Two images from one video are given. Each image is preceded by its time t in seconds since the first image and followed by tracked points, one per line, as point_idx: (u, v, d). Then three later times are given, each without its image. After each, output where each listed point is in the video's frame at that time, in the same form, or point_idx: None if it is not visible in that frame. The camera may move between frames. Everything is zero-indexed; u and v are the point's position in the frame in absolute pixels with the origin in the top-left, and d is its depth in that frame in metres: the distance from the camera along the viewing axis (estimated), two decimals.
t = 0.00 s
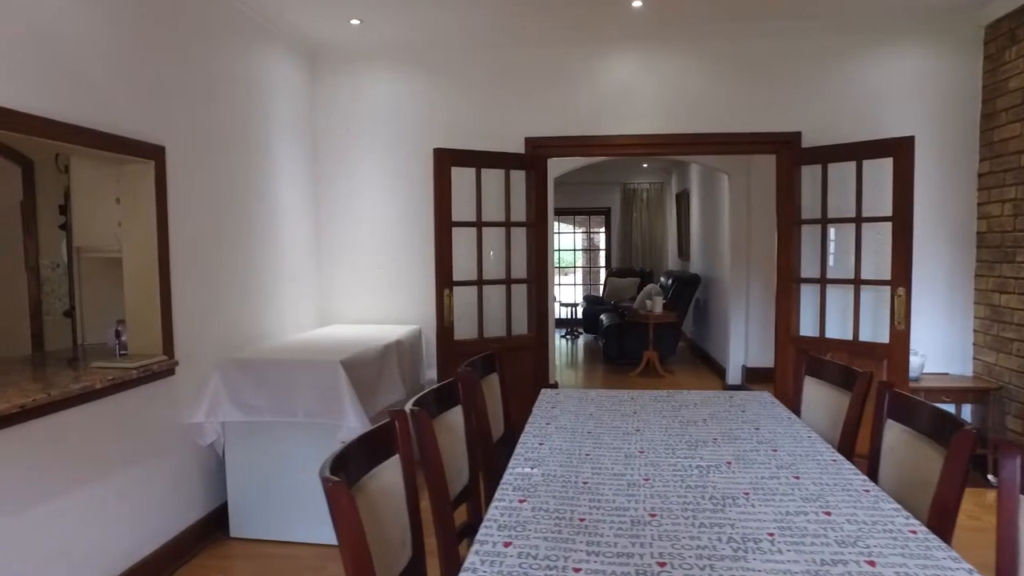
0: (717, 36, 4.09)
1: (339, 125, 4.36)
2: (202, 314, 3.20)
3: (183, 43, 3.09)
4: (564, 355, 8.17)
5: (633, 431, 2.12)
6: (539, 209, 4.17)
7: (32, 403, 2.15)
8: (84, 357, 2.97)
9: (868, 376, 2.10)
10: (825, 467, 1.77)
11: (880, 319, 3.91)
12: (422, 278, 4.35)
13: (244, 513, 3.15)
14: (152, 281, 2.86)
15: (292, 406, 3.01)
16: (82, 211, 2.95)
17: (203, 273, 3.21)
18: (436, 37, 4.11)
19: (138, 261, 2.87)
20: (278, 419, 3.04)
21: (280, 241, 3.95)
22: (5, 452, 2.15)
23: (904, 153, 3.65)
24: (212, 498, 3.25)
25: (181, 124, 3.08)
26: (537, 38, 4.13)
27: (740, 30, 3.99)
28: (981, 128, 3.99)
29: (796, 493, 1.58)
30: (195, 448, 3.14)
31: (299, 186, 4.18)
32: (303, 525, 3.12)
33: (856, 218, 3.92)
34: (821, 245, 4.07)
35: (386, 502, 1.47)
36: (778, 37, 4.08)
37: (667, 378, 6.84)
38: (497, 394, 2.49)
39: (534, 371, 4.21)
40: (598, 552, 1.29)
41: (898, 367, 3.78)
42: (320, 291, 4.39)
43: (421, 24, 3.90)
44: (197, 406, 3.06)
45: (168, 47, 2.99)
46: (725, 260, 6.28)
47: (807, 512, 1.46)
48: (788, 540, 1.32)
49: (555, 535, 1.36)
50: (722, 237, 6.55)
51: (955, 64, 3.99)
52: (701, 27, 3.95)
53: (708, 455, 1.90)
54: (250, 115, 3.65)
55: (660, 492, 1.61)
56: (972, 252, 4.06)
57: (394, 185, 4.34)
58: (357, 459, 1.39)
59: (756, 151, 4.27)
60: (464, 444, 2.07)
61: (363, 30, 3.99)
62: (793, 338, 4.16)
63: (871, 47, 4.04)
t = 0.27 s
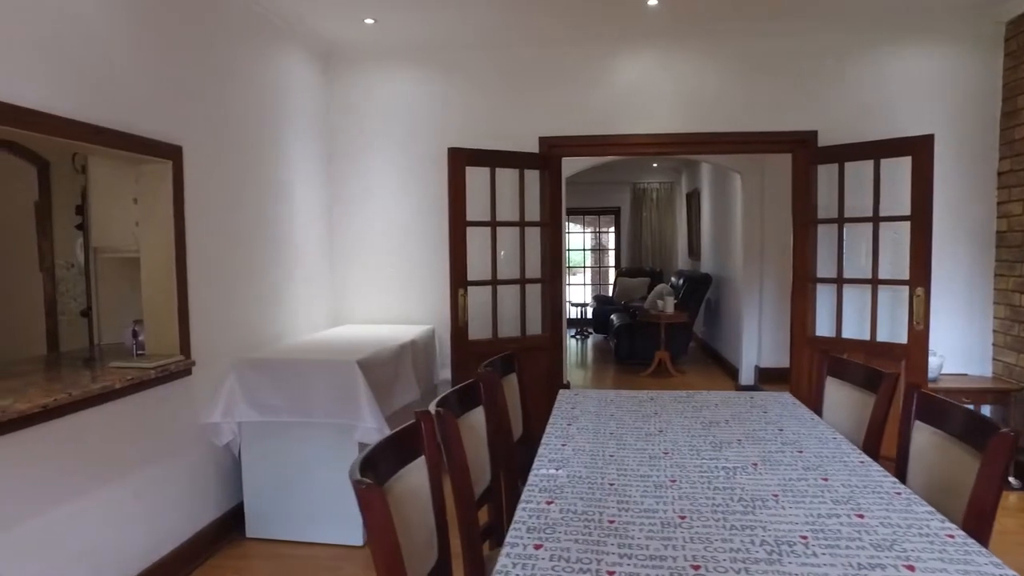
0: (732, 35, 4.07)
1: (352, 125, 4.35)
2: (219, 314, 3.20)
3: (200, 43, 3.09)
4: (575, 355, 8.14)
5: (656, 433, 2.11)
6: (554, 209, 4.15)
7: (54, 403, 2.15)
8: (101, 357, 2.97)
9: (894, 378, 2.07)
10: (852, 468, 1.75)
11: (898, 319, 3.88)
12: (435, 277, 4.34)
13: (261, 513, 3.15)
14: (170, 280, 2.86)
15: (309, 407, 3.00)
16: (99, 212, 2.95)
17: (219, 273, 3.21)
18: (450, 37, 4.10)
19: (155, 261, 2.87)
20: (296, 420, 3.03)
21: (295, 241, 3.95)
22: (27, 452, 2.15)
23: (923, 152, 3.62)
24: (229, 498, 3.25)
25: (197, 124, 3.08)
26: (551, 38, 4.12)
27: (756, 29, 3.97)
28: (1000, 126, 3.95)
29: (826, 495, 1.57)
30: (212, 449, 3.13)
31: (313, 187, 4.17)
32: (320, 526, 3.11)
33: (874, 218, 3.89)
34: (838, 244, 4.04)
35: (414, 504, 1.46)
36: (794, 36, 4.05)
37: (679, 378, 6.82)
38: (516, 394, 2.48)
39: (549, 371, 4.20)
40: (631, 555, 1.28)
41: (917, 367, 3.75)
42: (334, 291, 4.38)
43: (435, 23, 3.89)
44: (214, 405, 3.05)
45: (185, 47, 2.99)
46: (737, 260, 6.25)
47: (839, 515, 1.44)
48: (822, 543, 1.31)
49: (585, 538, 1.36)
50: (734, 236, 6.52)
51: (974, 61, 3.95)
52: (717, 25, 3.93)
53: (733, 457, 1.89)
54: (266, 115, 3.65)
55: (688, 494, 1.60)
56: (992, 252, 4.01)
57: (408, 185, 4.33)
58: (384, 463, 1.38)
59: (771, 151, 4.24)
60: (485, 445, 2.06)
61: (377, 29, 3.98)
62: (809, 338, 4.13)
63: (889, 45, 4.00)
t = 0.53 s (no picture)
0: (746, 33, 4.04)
1: (364, 124, 4.34)
2: (232, 314, 3.19)
3: (213, 43, 3.09)
4: (584, 355, 8.10)
5: (676, 435, 2.09)
6: (566, 209, 4.13)
7: (70, 403, 2.14)
8: (114, 358, 2.96)
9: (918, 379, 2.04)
10: (879, 471, 1.72)
11: (914, 319, 3.85)
12: (447, 277, 4.32)
13: (274, 514, 3.14)
14: (183, 280, 2.85)
15: (322, 407, 2.99)
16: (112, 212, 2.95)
17: (231, 273, 3.20)
18: (462, 36, 4.09)
19: (169, 261, 2.86)
20: (309, 420, 3.01)
21: (306, 241, 3.93)
22: (43, 453, 2.14)
23: (940, 151, 3.58)
24: (241, 499, 3.23)
25: (211, 124, 3.07)
26: (564, 36, 4.10)
27: (770, 28, 3.94)
28: (1017, 124, 3.91)
29: (854, 498, 1.54)
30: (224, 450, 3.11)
31: (325, 186, 4.16)
32: (334, 527, 3.09)
33: (889, 217, 3.85)
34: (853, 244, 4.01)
35: (437, 508, 1.44)
36: (809, 34, 4.02)
37: (689, 378, 6.79)
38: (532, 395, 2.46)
39: (561, 371, 4.18)
40: (659, 560, 1.26)
41: (934, 368, 3.72)
42: (345, 291, 4.37)
43: (447, 22, 3.87)
44: (227, 406, 3.04)
45: (199, 46, 2.98)
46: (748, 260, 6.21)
47: (870, 519, 1.41)
48: (854, 548, 1.28)
49: (612, 542, 1.34)
50: (745, 236, 6.49)
51: (991, 59, 3.92)
52: (731, 24, 3.90)
53: (756, 459, 1.86)
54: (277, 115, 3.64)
55: (713, 497, 1.57)
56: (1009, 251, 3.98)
57: (419, 184, 4.31)
58: (405, 466, 1.36)
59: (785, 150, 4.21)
60: (504, 447, 2.04)
61: (388, 29, 3.97)
62: (824, 338, 4.09)
63: (905, 43, 3.97)
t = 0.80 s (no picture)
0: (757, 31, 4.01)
1: (372, 123, 4.32)
2: (242, 314, 3.17)
3: (223, 41, 3.07)
4: (592, 355, 8.07)
5: (694, 437, 2.06)
6: (577, 208, 4.10)
7: (81, 404, 2.13)
8: (123, 357, 2.95)
9: (941, 380, 2.00)
10: (904, 472, 1.69)
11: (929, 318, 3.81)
12: (455, 277, 4.28)
13: (285, 515, 3.11)
14: (193, 280, 2.83)
15: (333, 408, 2.96)
16: (122, 211, 2.93)
17: (241, 272, 3.18)
18: (472, 34, 4.06)
19: (179, 261, 2.84)
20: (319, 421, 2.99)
21: (315, 240, 3.91)
22: (54, 454, 2.12)
23: (955, 148, 3.55)
24: (252, 500, 3.21)
25: (220, 123, 3.06)
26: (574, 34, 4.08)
27: (783, 25, 3.90)
28: None
29: (882, 500, 1.51)
30: (235, 451, 3.09)
31: (334, 186, 4.14)
32: (345, 528, 3.06)
33: (904, 216, 3.82)
34: (866, 242, 3.97)
35: (457, 511, 1.42)
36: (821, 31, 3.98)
37: (698, 378, 6.75)
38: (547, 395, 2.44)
39: (572, 371, 4.16)
40: (688, 564, 1.23)
41: (950, 368, 3.68)
42: (354, 291, 4.35)
43: (456, 21, 3.85)
44: (238, 406, 3.01)
45: (208, 45, 2.97)
46: (758, 259, 6.18)
47: (900, 522, 1.38)
48: (887, 553, 1.25)
49: (638, 545, 1.31)
50: (754, 235, 6.45)
51: (1005, 56, 3.88)
52: (742, 21, 3.87)
53: (777, 460, 1.84)
54: (287, 114, 3.62)
55: (738, 500, 1.55)
56: None
57: (428, 182, 4.28)
58: (425, 468, 1.33)
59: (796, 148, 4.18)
60: (520, 448, 2.02)
61: (398, 27, 3.95)
62: (836, 338, 4.05)
63: (918, 40, 3.93)
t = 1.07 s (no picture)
0: (770, 28, 3.97)
1: (381, 122, 4.29)
2: (252, 314, 3.14)
3: (233, 38, 3.04)
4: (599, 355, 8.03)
5: (716, 439, 2.03)
6: (588, 207, 4.07)
7: (93, 404, 2.10)
8: (133, 357, 2.92)
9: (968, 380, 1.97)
10: (935, 475, 1.65)
11: (946, 319, 3.79)
12: (465, 276, 4.25)
13: (296, 516, 3.09)
14: (204, 279, 2.80)
15: (344, 409, 2.93)
16: (133, 210, 2.91)
17: (252, 271, 3.16)
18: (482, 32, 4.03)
19: (190, 260, 2.81)
20: (330, 422, 2.95)
21: (325, 239, 3.88)
22: (65, 455, 2.10)
23: (972, 146, 3.51)
24: (263, 501, 3.19)
25: (231, 121, 3.03)
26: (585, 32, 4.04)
27: (797, 21, 3.86)
28: None
29: (915, 505, 1.47)
30: (246, 452, 3.07)
31: (343, 184, 4.11)
32: (357, 530, 3.03)
33: (920, 214, 3.79)
34: (881, 241, 3.93)
35: (481, 515, 1.39)
36: (836, 27, 3.94)
37: (707, 378, 6.72)
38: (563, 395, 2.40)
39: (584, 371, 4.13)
40: (722, 571, 1.19)
41: (968, 369, 3.65)
42: (363, 291, 4.32)
43: (467, 18, 3.82)
44: (248, 406, 2.98)
45: (218, 42, 2.94)
46: (767, 259, 6.13)
47: (937, 528, 1.34)
48: (927, 560, 1.21)
49: (669, 551, 1.28)
50: (764, 235, 6.41)
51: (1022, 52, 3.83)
52: (755, 18, 3.83)
53: (803, 463, 1.80)
54: (296, 111, 3.60)
55: (766, 503, 1.51)
56: None
57: (437, 181, 4.25)
58: (450, 470, 1.30)
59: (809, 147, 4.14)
60: (539, 450, 1.99)
61: (407, 25, 3.92)
62: (851, 338, 4.00)
63: (934, 36, 3.88)
